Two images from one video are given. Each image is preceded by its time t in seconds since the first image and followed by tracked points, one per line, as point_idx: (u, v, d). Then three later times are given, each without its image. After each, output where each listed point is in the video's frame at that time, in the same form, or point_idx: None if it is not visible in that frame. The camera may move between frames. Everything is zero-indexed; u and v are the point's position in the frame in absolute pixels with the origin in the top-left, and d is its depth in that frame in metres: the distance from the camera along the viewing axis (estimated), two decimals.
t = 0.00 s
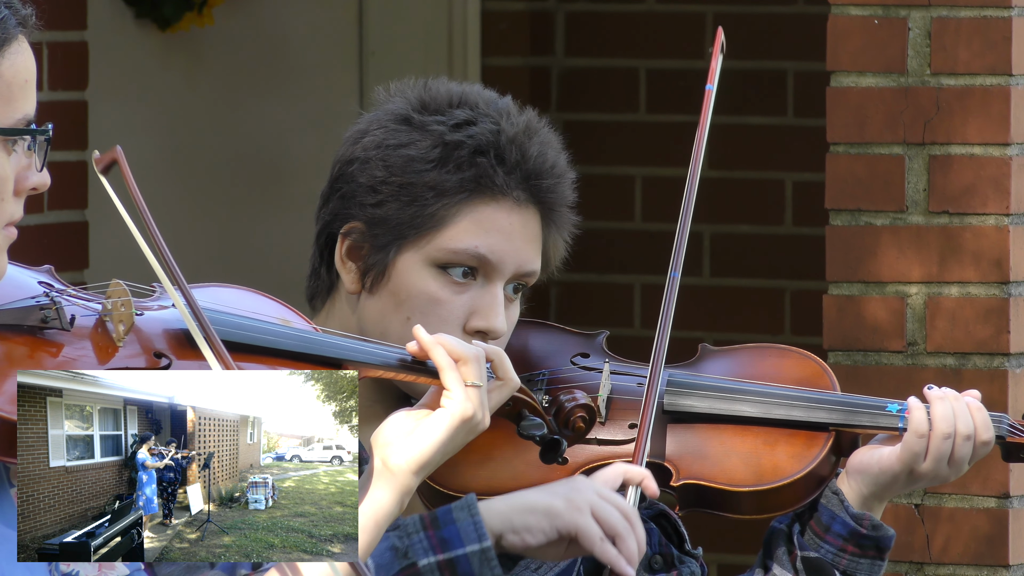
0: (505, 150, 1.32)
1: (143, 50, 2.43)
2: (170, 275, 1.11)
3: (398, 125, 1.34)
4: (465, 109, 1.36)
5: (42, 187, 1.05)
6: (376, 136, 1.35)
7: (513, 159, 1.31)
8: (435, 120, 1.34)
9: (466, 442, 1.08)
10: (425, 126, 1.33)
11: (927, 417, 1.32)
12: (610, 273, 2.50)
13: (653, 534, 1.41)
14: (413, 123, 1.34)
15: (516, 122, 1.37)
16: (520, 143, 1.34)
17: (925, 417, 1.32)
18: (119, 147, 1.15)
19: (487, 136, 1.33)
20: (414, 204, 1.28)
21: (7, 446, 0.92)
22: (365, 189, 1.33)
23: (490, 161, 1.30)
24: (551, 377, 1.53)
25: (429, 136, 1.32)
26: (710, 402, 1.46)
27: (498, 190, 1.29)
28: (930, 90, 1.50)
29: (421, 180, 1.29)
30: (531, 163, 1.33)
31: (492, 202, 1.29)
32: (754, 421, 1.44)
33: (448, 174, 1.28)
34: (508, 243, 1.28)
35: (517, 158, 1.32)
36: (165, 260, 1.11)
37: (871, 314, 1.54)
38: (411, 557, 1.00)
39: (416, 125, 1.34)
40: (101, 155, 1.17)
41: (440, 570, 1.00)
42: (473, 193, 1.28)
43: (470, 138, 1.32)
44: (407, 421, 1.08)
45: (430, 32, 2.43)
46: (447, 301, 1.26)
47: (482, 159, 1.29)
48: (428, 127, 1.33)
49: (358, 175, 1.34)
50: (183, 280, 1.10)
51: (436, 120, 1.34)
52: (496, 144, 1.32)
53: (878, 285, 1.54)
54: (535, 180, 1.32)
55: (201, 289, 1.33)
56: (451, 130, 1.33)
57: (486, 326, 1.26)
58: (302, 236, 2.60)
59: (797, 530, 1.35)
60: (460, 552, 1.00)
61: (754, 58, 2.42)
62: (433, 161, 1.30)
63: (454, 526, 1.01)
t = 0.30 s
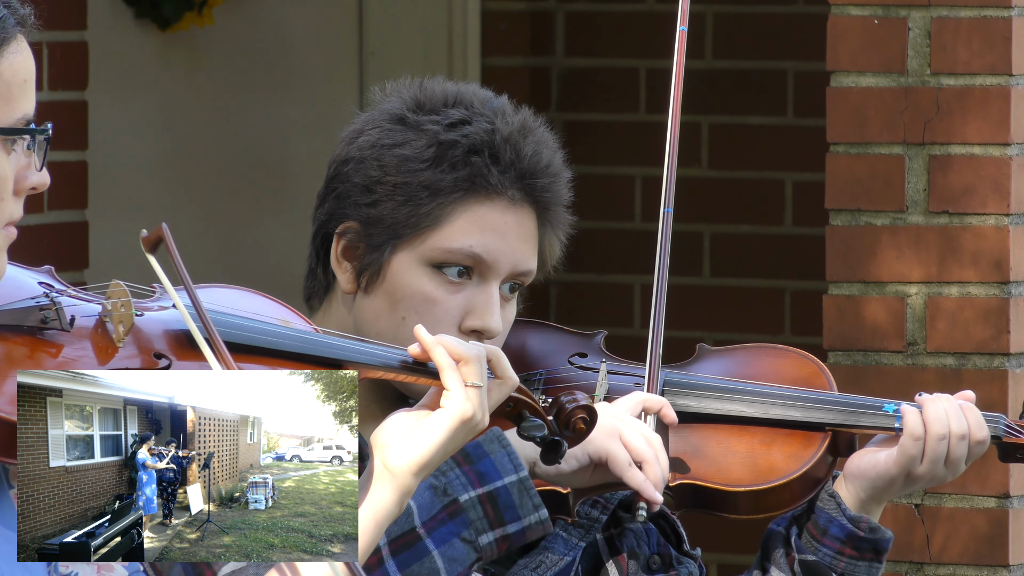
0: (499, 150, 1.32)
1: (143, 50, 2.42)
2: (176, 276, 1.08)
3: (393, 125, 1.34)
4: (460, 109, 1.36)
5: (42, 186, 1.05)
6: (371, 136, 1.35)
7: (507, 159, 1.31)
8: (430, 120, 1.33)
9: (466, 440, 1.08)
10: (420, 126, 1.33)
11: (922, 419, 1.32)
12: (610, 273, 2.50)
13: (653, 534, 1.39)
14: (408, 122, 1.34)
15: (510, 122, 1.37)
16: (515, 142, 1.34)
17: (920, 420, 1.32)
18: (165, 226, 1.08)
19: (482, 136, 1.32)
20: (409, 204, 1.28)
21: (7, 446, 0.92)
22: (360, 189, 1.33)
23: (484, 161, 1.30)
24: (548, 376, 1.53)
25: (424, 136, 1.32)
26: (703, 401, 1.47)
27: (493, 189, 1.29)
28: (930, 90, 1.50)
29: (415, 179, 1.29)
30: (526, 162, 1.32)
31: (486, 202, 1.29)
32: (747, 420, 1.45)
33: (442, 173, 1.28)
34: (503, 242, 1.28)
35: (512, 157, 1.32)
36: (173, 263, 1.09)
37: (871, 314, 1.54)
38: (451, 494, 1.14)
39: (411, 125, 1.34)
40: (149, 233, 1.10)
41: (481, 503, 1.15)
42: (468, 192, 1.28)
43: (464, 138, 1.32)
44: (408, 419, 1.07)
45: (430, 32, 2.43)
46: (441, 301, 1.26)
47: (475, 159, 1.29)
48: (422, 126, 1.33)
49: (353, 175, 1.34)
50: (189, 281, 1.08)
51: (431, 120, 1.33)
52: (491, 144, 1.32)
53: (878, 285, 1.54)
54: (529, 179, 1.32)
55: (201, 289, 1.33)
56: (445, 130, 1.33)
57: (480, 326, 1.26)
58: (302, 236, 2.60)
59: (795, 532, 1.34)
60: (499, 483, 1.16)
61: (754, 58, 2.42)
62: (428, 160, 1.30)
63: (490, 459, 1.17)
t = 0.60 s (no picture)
0: (503, 150, 1.32)
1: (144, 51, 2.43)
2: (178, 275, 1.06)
3: (397, 125, 1.34)
4: (464, 109, 1.36)
5: (43, 186, 1.05)
6: (374, 136, 1.35)
7: (511, 159, 1.31)
8: (434, 120, 1.33)
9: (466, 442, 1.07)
10: (424, 126, 1.33)
11: (924, 421, 1.32)
12: (610, 273, 2.50)
13: (657, 536, 1.40)
14: (412, 123, 1.34)
15: (514, 122, 1.37)
16: (519, 143, 1.34)
17: (921, 421, 1.32)
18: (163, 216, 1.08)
19: (486, 136, 1.32)
20: (413, 205, 1.28)
21: (8, 445, 0.92)
22: (364, 189, 1.33)
23: (489, 161, 1.30)
24: (552, 377, 1.53)
25: (427, 137, 1.32)
26: (709, 403, 1.46)
27: (497, 190, 1.29)
28: (930, 90, 1.50)
29: (420, 179, 1.29)
30: (530, 163, 1.33)
31: (490, 202, 1.29)
32: (752, 422, 1.44)
33: (446, 174, 1.28)
34: (508, 243, 1.28)
35: (516, 157, 1.32)
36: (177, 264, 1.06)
37: (871, 314, 1.54)
38: (427, 524, 1.06)
39: (415, 125, 1.34)
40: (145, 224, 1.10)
41: (457, 533, 1.07)
42: (472, 192, 1.28)
43: (468, 138, 1.32)
44: (413, 418, 1.08)
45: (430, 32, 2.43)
46: (446, 301, 1.27)
47: (480, 159, 1.29)
48: (426, 127, 1.33)
49: (357, 176, 1.34)
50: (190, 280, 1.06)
51: (434, 120, 1.34)
52: (494, 144, 1.32)
53: (878, 285, 1.54)
54: (534, 180, 1.32)
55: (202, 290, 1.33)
56: (449, 130, 1.32)
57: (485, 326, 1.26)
58: (302, 236, 2.60)
59: (799, 537, 1.34)
60: (474, 514, 1.08)
61: (754, 58, 2.42)
62: (432, 161, 1.30)
63: (467, 488, 1.09)
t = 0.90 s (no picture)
0: (512, 150, 1.32)
1: (144, 50, 2.42)
2: (171, 274, 1.09)
3: (404, 126, 1.34)
4: (471, 109, 1.36)
5: (42, 185, 1.05)
6: (382, 138, 1.35)
7: (520, 158, 1.31)
8: (442, 121, 1.33)
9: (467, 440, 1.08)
10: (432, 127, 1.33)
11: (932, 417, 1.31)
12: (610, 273, 2.50)
13: (662, 539, 1.39)
14: (420, 123, 1.34)
15: (522, 122, 1.37)
16: (527, 143, 1.34)
17: (931, 417, 1.31)
18: (130, 163, 1.17)
19: (494, 136, 1.32)
20: (423, 205, 1.28)
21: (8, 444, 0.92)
22: (372, 190, 1.33)
23: (498, 161, 1.30)
24: (559, 378, 1.53)
25: (436, 137, 1.32)
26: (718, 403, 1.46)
27: (506, 190, 1.29)
28: (930, 90, 1.50)
29: (428, 180, 1.29)
30: (539, 162, 1.33)
31: (500, 202, 1.29)
32: (760, 423, 1.44)
33: (456, 174, 1.28)
34: (517, 243, 1.28)
35: (525, 157, 1.32)
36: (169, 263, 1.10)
37: (871, 314, 1.54)
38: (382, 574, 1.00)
39: (423, 126, 1.33)
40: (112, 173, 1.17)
41: None
42: (481, 193, 1.28)
43: (477, 138, 1.32)
44: (412, 417, 1.08)
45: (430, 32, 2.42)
46: (457, 301, 1.27)
47: (489, 159, 1.29)
48: (434, 128, 1.32)
49: (365, 177, 1.34)
50: (185, 281, 1.08)
51: (442, 121, 1.33)
52: (503, 144, 1.32)
53: (878, 285, 1.54)
54: (543, 179, 1.33)
55: (203, 289, 1.33)
56: (457, 130, 1.32)
57: (495, 326, 1.27)
58: (302, 236, 2.60)
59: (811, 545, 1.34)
60: (431, 570, 1.01)
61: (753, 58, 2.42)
62: (441, 161, 1.30)
63: (428, 543, 1.01)
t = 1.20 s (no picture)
0: (515, 150, 1.32)
1: (144, 50, 2.42)
2: (170, 269, 1.14)
3: (408, 127, 1.34)
4: (474, 109, 1.36)
5: (44, 185, 1.05)
6: (385, 138, 1.34)
7: (523, 158, 1.31)
8: (445, 121, 1.33)
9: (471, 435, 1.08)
10: (435, 127, 1.32)
11: (939, 423, 1.31)
12: (610, 273, 2.50)
13: (665, 540, 1.40)
14: (423, 124, 1.33)
15: (525, 121, 1.37)
16: (530, 143, 1.34)
17: (938, 423, 1.31)
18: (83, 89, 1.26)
19: (497, 136, 1.32)
20: (426, 206, 1.28)
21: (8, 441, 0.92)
22: (376, 191, 1.33)
23: (501, 161, 1.30)
24: (563, 380, 1.52)
25: (439, 137, 1.31)
26: (721, 407, 1.46)
27: (510, 190, 1.29)
28: (930, 90, 1.50)
29: (432, 180, 1.28)
30: (542, 162, 1.33)
31: (504, 202, 1.29)
32: (764, 427, 1.44)
33: (459, 174, 1.28)
34: (520, 243, 1.28)
35: (528, 157, 1.32)
36: (165, 256, 1.14)
37: (871, 314, 1.54)
38: None
39: (426, 126, 1.33)
40: (64, 98, 1.26)
41: None
42: (485, 193, 1.28)
43: (480, 138, 1.31)
44: (415, 414, 1.08)
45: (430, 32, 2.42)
46: (460, 302, 1.27)
47: (492, 159, 1.29)
48: (438, 128, 1.32)
49: (368, 178, 1.34)
50: (185, 279, 1.12)
51: (446, 121, 1.33)
52: (506, 144, 1.32)
53: (878, 286, 1.54)
54: (546, 179, 1.33)
55: (206, 287, 1.33)
56: (461, 131, 1.32)
57: (499, 327, 1.27)
58: (302, 236, 2.60)
59: (813, 547, 1.33)
60: None
61: (753, 58, 2.42)
62: (444, 162, 1.29)
63: None
